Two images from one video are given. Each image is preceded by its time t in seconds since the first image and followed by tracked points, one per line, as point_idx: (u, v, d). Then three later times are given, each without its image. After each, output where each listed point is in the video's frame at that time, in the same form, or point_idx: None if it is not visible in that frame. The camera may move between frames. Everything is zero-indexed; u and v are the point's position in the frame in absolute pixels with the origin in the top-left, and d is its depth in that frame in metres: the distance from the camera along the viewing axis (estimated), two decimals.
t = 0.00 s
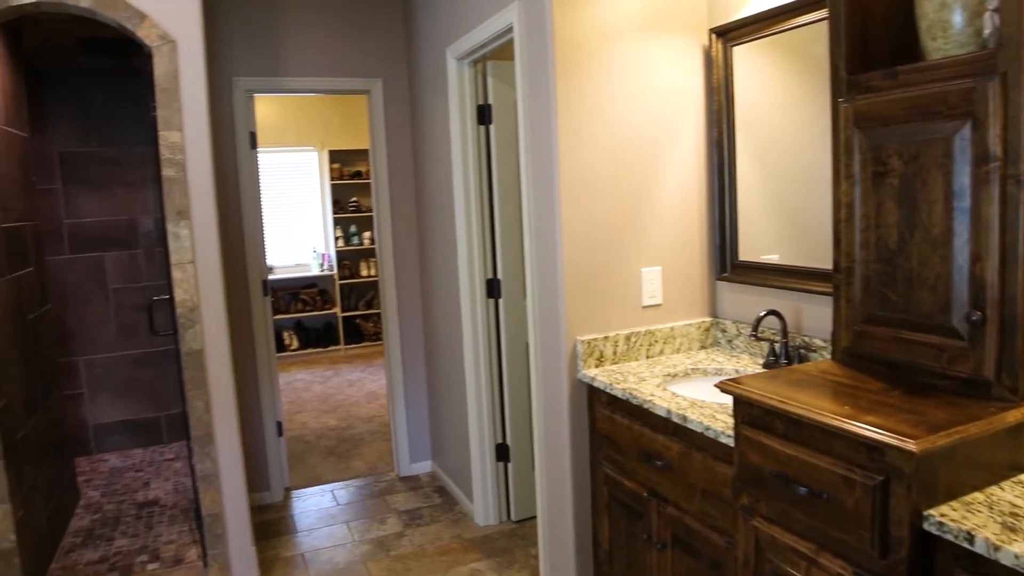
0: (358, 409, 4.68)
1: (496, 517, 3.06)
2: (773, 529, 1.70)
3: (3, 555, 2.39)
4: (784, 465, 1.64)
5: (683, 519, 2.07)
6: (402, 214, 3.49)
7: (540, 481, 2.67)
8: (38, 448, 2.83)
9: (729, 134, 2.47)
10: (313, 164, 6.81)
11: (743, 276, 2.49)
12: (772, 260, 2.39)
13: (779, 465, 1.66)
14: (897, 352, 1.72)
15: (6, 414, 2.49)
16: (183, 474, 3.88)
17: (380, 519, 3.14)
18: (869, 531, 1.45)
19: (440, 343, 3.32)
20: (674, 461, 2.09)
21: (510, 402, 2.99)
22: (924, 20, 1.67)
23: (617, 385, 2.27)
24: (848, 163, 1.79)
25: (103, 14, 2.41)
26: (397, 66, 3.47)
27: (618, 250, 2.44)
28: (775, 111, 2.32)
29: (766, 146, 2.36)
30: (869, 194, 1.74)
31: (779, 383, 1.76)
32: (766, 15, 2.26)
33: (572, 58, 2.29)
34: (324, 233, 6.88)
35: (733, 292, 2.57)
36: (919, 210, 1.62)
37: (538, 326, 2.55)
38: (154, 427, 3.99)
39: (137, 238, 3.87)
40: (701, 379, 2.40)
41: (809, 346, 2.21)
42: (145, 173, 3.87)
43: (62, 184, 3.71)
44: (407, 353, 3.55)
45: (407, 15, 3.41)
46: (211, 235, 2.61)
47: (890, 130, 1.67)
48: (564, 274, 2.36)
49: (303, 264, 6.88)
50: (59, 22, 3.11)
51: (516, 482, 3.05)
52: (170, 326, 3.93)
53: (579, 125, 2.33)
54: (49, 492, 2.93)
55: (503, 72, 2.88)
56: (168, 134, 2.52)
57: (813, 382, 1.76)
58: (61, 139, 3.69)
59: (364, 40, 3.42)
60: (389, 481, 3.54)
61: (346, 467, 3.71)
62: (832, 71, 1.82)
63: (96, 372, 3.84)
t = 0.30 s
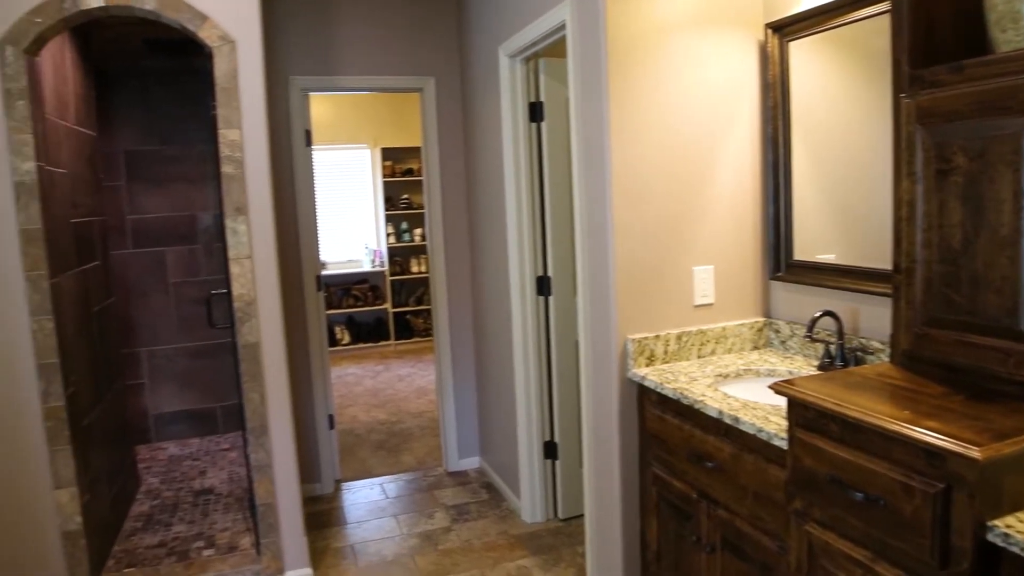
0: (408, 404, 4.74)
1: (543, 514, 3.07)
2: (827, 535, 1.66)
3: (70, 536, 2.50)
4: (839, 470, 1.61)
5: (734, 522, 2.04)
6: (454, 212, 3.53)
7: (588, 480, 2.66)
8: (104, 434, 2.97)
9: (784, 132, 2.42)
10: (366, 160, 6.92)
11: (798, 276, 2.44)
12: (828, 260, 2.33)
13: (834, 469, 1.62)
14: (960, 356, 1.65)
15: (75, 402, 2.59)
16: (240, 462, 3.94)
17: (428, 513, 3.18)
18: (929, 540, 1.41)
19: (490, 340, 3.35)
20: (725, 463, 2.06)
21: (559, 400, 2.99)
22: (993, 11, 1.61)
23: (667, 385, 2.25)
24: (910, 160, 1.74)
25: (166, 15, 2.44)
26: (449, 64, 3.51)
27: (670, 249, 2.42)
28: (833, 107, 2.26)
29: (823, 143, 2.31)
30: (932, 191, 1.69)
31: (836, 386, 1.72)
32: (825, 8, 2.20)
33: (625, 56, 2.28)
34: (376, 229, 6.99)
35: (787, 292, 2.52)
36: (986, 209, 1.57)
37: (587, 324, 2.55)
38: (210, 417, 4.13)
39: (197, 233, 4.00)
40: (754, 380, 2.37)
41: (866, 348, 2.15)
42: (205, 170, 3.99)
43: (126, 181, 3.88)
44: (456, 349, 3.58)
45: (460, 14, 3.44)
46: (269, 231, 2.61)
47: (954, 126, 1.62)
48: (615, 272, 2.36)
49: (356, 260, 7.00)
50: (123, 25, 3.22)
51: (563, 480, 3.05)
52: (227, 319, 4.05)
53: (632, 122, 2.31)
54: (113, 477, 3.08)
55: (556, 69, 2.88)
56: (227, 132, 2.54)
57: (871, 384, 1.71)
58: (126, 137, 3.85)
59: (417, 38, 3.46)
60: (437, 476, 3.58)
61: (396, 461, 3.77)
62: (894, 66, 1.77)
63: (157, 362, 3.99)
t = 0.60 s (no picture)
0: (459, 400, 4.79)
1: (592, 513, 3.07)
2: (885, 543, 1.62)
3: (134, 521, 2.60)
4: (900, 476, 1.56)
5: (787, 527, 2.00)
6: (507, 210, 3.55)
7: (638, 480, 2.65)
8: (166, 423, 3.09)
9: (845, 127, 2.35)
10: (419, 157, 7.00)
11: (856, 276, 2.37)
12: (889, 260, 2.26)
13: (895, 475, 1.58)
14: None
15: (138, 392, 2.69)
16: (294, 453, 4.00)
17: (478, 509, 3.21)
18: (995, 552, 1.36)
19: (542, 338, 3.35)
20: (779, 466, 2.02)
21: (612, 399, 2.99)
22: None
23: (721, 385, 2.23)
24: (979, 156, 1.67)
25: (228, 16, 2.50)
26: (502, 62, 3.52)
27: (725, 247, 2.39)
28: (896, 101, 2.19)
29: (885, 139, 2.24)
30: (1002, 189, 1.62)
31: (897, 389, 1.67)
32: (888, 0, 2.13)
33: (681, 52, 2.26)
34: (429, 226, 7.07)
35: (846, 292, 2.45)
36: None
37: (640, 322, 2.53)
38: (265, 408, 4.24)
39: (255, 229, 4.10)
40: (810, 382, 2.31)
41: (928, 351, 2.08)
42: (264, 167, 4.09)
43: (188, 177, 4.00)
44: (508, 347, 3.61)
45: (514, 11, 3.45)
46: (326, 228, 2.65)
47: None
48: (669, 270, 2.34)
49: (409, 256, 7.09)
50: (190, 26, 3.31)
51: (613, 479, 3.04)
52: (283, 313, 4.15)
53: (688, 119, 2.29)
54: (174, 466, 3.19)
55: (610, 66, 2.88)
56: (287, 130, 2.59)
57: (934, 389, 1.66)
58: (189, 135, 3.98)
59: (470, 36, 3.49)
60: (487, 472, 3.61)
61: (447, 456, 3.82)
62: (963, 59, 1.71)
63: (215, 354, 4.11)
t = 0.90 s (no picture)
0: (512, 397, 4.83)
1: (644, 514, 3.06)
2: (949, 554, 1.57)
3: (193, 509, 2.66)
4: (967, 485, 1.52)
5: (845, 533, 1.96)
6: (561, 208, 3.55)
7: (691, 482, 2.63)
8: (225, 414, 3.14)
9: (909, 124, 2.29)
10: (474, 155, 7.06)
11: (920, 278, 2.30)
12: (955, 261, 2.18)
13: (961, 484, 1.53)
14: None
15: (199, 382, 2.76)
16: (349, 447, 4.04)
17: (529, 507, 3.23)
18: None
19: (596, 336, 3.35)
20: (837, 471, 1.98)
21: (665, 398, 2.98)
22: None
23: (778, 387, 2.19)
24: None
25: (288, 16, 2.53)
26: (557, 58, 3.49)
27: (783, 247, 2.35)
28: (965, 96, 2.12)
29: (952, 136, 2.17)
30: None
31: (964, 394, 1.62)
32: None
33: (740, 48, 2.23)
34: (483, 223, 7.13)
35: (909, 294, 2.38)
36: None
37: (695, 322, 2.51)
38: (321, 402, 4.32)
39: (312, 226, 4.15)
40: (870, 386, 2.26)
41: (996, 356, 2.01)
42: (322, 164, 4.14)
43: (249, 174, 4.08)
44: (561, 345, 3.62)
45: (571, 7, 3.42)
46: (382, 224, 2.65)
47: None
48: (726, 269, 2.32)
49: (463, 253, 7.15)
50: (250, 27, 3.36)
51: (666, 480, 3.03)
52: (340, 308, 4.21)
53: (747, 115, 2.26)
54: (233, 455, 3.24)
55: (667, 63, 2.87)
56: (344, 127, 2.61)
57: (1004, 395, 1.60)
58: (250, 134, 4.06)
59: (527, 33, 3.47)
60: (538, 469, 3.63)
61: (499, 453, 3.85)
62: None
63: (273, 348, 4.20)
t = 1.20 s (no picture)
0: (566, 395, 4.84)
1: (698, 516, 3.03)
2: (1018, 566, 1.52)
3: (253, 497, 2.64)
4: None
5: (907, 542, 1.91)
6: (617, 206, 3.55)
7: (747, 485, 2.60)
8: (284, 405, 3.04)
9: (980, 120, 2.20)
10: (530, 153, 7.08)
11: (990, 281, 2.21)
12: None
13: None
14: None
15: (259, 374, 2.72)
16: (404, 442, 3.97)
17: (582, 505, 3.21)
18: None
19: (652, 335, 3.33)
20: (901, 478, 1.93)
21: (721, 400, 2.95)
22: None
23: (839, 390, 2.15)
24: None
25: (348, 16, 2.49)
26: (615, 56, 3.49)
27: (845, 246, 2.31)
28: None
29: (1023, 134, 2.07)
30: None
31: None
32: None
33: (801, 44, 2.20)
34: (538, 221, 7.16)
35: (978, 297, 2.30)
36: None
37: (753, 322, 2.48)
38: (375, 395, 4.38)
39: (369, 223, 4.19)
40: (936, 391, 2.19)
41: None
42: (379, 162, 4.15)
43: (308, 172, 4.13)
44: (616, 343, 3.62)
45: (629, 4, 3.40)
46: (439, 223, 2.55)
47: None
48: (786, 268, 2.28)
49: (518, 251, 7.18)
50: (308, 27, 3.33)
51: (721, 482, 3.00)
52: (396, 304, 4.27)
53: (809, 113, 2.23)
54: (292, 446, 3.17)
55: (726, 59, 2.83)
56: (402, 126, 2.53)
57: None
58: (309, 132, 4.11)
59: (585, 31, 3.46)
60: (591, 468, 3.63)
61: (552, 451, 3.87)
62: None
63: (329, 343, 4.28)
